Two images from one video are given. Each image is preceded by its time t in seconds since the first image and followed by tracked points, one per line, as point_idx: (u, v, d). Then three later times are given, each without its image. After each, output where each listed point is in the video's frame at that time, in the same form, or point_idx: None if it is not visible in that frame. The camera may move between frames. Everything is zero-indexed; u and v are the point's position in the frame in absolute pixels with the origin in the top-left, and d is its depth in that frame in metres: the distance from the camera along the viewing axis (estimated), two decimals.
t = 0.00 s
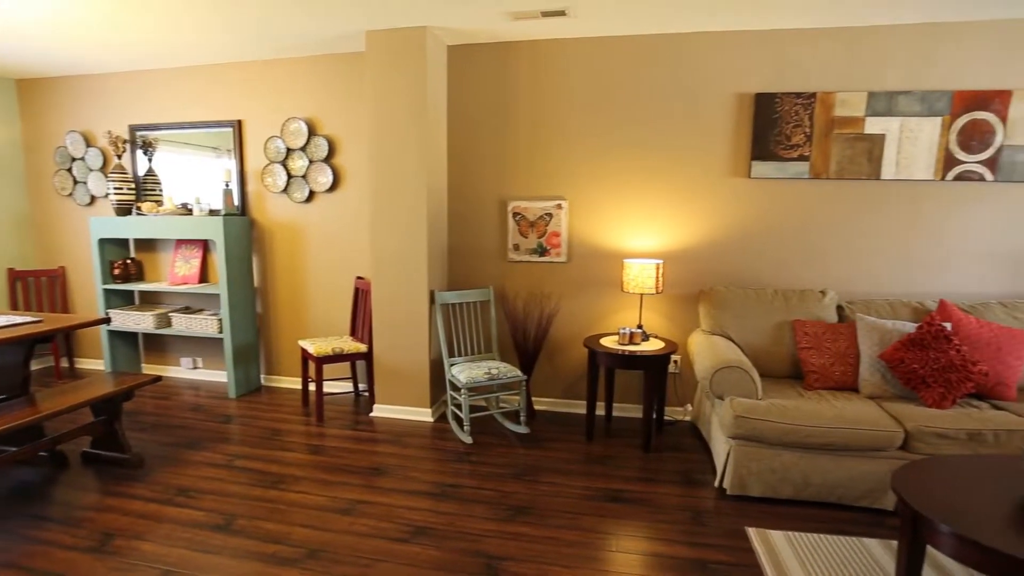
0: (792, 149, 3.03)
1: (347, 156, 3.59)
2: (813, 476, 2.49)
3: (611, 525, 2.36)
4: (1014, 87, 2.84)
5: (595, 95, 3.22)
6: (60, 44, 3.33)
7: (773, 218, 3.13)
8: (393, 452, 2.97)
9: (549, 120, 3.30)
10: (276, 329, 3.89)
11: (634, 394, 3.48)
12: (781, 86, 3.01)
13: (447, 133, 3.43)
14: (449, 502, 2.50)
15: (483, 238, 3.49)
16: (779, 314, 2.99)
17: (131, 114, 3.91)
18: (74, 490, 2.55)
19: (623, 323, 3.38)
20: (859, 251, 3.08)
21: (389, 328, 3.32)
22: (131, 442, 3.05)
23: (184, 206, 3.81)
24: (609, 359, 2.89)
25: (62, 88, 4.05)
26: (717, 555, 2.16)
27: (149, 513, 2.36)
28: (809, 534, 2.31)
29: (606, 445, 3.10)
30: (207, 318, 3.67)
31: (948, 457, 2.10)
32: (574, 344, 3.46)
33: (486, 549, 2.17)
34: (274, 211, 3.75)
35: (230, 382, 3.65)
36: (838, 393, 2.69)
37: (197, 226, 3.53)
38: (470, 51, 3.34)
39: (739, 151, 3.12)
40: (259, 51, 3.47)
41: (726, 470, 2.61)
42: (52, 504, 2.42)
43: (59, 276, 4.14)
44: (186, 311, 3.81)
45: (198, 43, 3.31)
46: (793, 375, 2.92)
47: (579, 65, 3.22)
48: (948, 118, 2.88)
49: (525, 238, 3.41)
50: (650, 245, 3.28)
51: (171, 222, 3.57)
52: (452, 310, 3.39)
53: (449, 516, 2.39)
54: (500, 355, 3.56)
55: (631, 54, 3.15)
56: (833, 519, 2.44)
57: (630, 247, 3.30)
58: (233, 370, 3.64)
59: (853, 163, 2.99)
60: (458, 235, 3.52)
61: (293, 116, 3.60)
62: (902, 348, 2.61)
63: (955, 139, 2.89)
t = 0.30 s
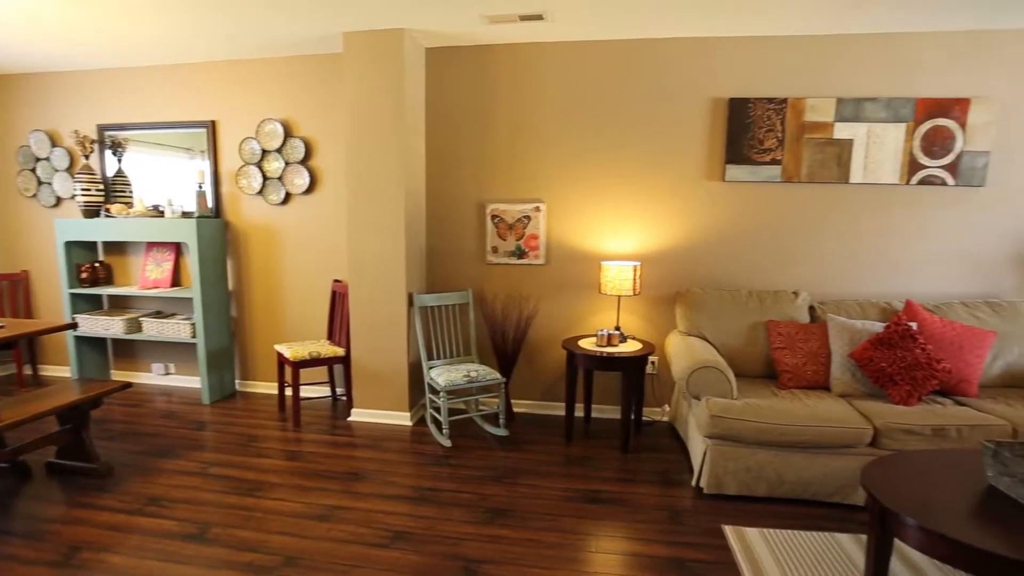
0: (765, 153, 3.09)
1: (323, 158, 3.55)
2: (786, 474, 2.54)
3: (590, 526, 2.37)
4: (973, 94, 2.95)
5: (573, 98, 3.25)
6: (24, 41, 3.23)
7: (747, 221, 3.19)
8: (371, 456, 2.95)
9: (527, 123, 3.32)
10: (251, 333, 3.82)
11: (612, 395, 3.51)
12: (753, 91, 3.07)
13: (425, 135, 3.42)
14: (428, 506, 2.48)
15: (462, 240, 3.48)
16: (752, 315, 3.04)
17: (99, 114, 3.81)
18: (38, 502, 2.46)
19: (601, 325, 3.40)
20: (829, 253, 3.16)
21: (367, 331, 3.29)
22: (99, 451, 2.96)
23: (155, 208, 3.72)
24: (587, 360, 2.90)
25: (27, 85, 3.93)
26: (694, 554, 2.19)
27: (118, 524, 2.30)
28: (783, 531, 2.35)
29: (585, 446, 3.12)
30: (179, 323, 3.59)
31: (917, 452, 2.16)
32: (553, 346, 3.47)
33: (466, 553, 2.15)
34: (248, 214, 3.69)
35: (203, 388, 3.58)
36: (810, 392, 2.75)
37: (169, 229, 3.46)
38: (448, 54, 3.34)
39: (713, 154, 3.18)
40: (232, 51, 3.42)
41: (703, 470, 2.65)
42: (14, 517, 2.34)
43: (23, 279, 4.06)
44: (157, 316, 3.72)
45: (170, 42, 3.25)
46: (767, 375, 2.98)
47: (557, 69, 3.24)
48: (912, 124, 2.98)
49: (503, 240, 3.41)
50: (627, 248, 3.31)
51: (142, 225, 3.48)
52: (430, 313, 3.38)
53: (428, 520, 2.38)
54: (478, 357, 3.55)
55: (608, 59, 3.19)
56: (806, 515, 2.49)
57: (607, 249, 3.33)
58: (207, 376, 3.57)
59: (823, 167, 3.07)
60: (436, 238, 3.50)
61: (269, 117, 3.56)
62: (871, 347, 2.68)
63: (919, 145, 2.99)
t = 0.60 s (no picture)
0: (739, 156, 3.15)
1: (299, 160, 3.51)
2: (761, 471, 2.59)
3: (570, 527, 2.38)
4: (936, 101, 3.05)
5: (550, 101, 3.27)
6: None
7: (722, 223, 3.24)
8: (349, 461, 2.92)
9: (506, 125, 3.32)
10: (225, 338, 3.75)
11: (591, 396, 3.53)
12: (727, 96, 3.13)
13: (403, 137, 3.40)
14: (406, 510, 2.47)
15: (440, 242, 3.47)
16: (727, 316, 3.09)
17: (65, 112, 3.71)
18: None
19: (580, 326, 3.42)
20: (801, 255, 3.23)
21: (344, 334, 3.26)
22: (66, 460, 2.87)
23: (124, 209, 3.63)
24: (566, 362, 2.92)
25: None
26: (672, 552, 2.21)
27: (85, 535, 2.23)
28: (758, 528, 2.39)
29: (564, 447, 3.13)
30: (150, 327, 3.50)
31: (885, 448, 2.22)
32: (532, 348, 3.48)
33: (445, 556, 2.14)
34: (222, 216, 3.63)
35: (175, 393, 3.50)
36: (783, 391, 2.80)
37: (139, 231, 3.38)
38: (425, 56, 3.33)
39: (688, 158, 3.23)
40: (205, 50, 3.36)
41: (680, 468, 2.68)
42: None
43: None
44: (127, 320, 3.62)
45: (140, 40, 3.18)
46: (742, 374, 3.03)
47: (535, 71, 3.25)
48: (879, 129, 3.06)
49: (482, 243, 3.41)
50: (605, 249, 3.34)
51: (111, 227, 3.39)
52: (408, 316, 3.36)
53: (407, 524, 2.36)
54: (457, 360, 3.54)
55: (585, 62, 3.21)
56: (780, 511, 2.54)
57: (585, 251, 3.35)
58: (179, 381, 3.49)
59: (795, 171, 3.14)
60: (415, 240, 3.48)
61: (243, 118, 3.50)
62: (842, 346, 2.74)
63: (886, 149, 3.08)
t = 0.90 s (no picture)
0: (714, 159, 3.20)
1: (275, 161, 3.46)
2: (737, 470, 2.63)
3: (549, 528, 2.38)
4: (903, 107, 3.14)
5: (529, 104, 3.28)
6: None
7: (698, 225, 3.29)
8: (327, 465, 2.88)
9: (485, 126, 3.32)
10: (198, 342, 3.68)
11: (570, 398, 3.54)
12: (703, 100, 3.18)
13: (381, 138, 3.38)
14: (385, 514, 2.45)
15: (419, 244, 3.45)
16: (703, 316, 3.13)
17: (29, 110, 3.59)
18: None
19: (559, 328, 3.44)
20: (774, 256, 3.29)
21: (322, 337, 3.22)
22: (31, 470, 2.78)
23: (93, 210, 3.53)
24: (545, 363, 2.93)
25: None
26: (651, 551, 2.23)
27: (51, 546, 2.17)
28: (734, 525, 2.43)
29: (544, 448, 3.14)
30: (120, 331, 3.42)
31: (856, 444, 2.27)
32: (511, 350, 3.49)
33: (425, 560, 2.13)
34: (195, 217, 3.56)
35: (147, 399, 3.42)
36: (758, 391, 2.85)
37: (109, 233, 3.29)
38: (404, 56, 3.31)
39: (665, 160, 3.26)
40: (177, 48, 3.29)
41: (658, 468, 2.70)
42: None
43: None
44: (96, 325, 3.53)
45: (109, 38, 3.10)
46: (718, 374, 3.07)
47: (513, 73, 3.26)
48: (849, 134, 3.14)
49: (460, 245, 3.40)
50: (583, 251, 3.36)
51: (78, 229, 3.30)
52: (386, 318, 3.33)
53: (386, 528, 2.34)
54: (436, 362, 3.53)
55: (564, 65, 3.23)
56: (755, 508, 2.59)
57: (564, 253, 3.37)
58: (151, 386, 3.41)
59: (769, 174, 3.20)
60: (393, 242, 3.46)
61: (217, 118, 3.44)
62: (815, 346, 2.80)
63: (855, 153, 3.16)
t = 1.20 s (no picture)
0: (691, 162, 3.24)
1: (251, 162, 3.41)
2: (714, 468, 2.66)
3: (530, 529, 2.39)
4: (873, 112, 3.22)
5: (508, 107, 3.28)
6: None
7: (675, 227, 3.33)
8: (305, 470, 2.85)
9: (464, 128, 3.32)
10: (172, 345, 3.60)
11: (550, 399, 3.55)
12: (679, 104, 3.22)
13: (360, 140, 3.35)
14: (365, 518, 2.43)
15: (398, 246, 3.43)
16: (681, 317, 3.16)
17: None
18: None
19: (539, 330, 3.45)
20: (750, 258, 3.35)
21: (299, 341, 3.18)
22: None
23: (60, 211, 3.44)
24: (525, 364, 2.93)
25: None
26: (630, 550, 2.25)
27: (17, 558, 2.10)
28: (711, 523, 2.46)
29: (524, 449, 3.15)
30: (90, 335, 3.33)
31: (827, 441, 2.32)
32: (491, 352, 3.49)
33: (406, 563, 2.12)
34: (168, 219, 3.48)
35: (119, 405, 3.33)
36: (735, 390, 2.89)
37: (78, 235, 3.21)
38: (382, 57, 3.29)
39: (643, 163, 3.30)
40: (150, 46, 3.22)
41: (637, 467, 2.73)
42: None
43: None
44: (64, 329, 3.43)
45: (78, 34, 3.02)
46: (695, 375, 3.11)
47: (493, 76, 3.26)
48: (821, 138, 3.21)
49: (440, 246, 3.39)
50: (562, 253, 3.38)
51: (45, 230, 3.21)
52: (365, 320, 3.31)
53: (365, 532, 2.32)
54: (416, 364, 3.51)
55: (543, 68, 3.24)
56: (732, 506, 2.63)
57: (543, 255, 3.38)
58: (122, 392, 3.32)
59: (744, 176, 3.26)
60: (372, 244, 3.43)
61: (191, 117, 3.38)
62: (789, 345, 2.85)
63: (827, 157, 3.23)
